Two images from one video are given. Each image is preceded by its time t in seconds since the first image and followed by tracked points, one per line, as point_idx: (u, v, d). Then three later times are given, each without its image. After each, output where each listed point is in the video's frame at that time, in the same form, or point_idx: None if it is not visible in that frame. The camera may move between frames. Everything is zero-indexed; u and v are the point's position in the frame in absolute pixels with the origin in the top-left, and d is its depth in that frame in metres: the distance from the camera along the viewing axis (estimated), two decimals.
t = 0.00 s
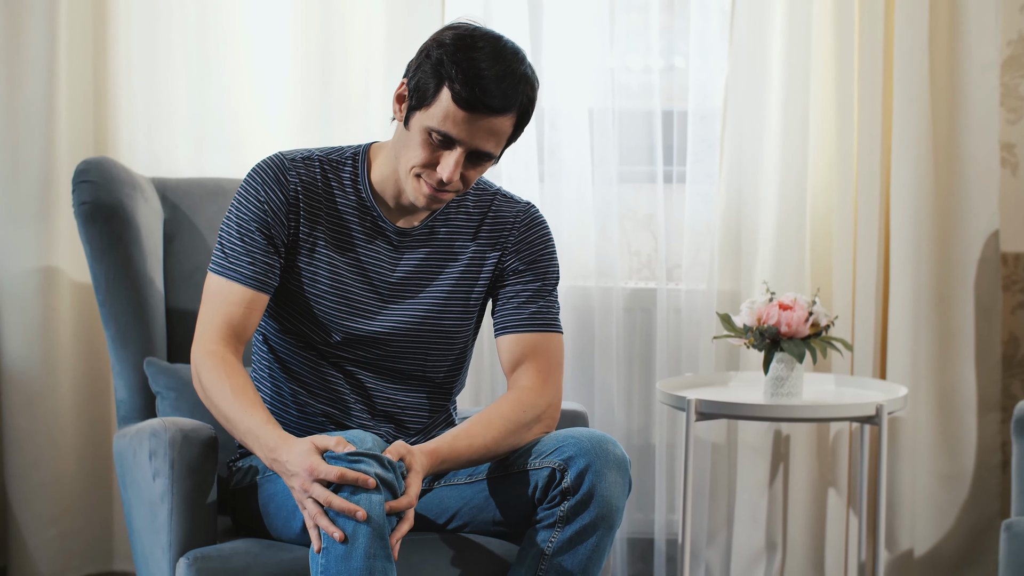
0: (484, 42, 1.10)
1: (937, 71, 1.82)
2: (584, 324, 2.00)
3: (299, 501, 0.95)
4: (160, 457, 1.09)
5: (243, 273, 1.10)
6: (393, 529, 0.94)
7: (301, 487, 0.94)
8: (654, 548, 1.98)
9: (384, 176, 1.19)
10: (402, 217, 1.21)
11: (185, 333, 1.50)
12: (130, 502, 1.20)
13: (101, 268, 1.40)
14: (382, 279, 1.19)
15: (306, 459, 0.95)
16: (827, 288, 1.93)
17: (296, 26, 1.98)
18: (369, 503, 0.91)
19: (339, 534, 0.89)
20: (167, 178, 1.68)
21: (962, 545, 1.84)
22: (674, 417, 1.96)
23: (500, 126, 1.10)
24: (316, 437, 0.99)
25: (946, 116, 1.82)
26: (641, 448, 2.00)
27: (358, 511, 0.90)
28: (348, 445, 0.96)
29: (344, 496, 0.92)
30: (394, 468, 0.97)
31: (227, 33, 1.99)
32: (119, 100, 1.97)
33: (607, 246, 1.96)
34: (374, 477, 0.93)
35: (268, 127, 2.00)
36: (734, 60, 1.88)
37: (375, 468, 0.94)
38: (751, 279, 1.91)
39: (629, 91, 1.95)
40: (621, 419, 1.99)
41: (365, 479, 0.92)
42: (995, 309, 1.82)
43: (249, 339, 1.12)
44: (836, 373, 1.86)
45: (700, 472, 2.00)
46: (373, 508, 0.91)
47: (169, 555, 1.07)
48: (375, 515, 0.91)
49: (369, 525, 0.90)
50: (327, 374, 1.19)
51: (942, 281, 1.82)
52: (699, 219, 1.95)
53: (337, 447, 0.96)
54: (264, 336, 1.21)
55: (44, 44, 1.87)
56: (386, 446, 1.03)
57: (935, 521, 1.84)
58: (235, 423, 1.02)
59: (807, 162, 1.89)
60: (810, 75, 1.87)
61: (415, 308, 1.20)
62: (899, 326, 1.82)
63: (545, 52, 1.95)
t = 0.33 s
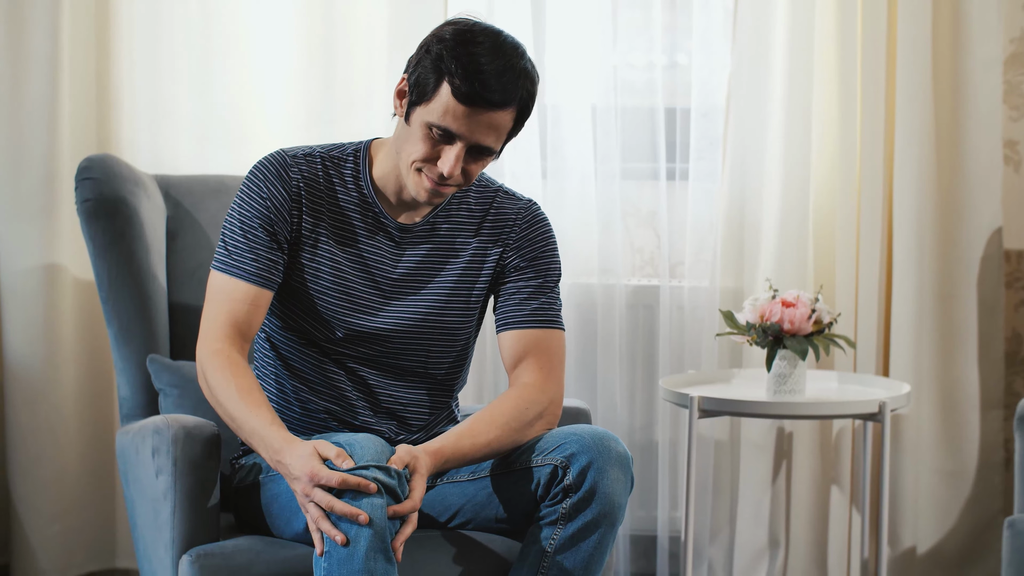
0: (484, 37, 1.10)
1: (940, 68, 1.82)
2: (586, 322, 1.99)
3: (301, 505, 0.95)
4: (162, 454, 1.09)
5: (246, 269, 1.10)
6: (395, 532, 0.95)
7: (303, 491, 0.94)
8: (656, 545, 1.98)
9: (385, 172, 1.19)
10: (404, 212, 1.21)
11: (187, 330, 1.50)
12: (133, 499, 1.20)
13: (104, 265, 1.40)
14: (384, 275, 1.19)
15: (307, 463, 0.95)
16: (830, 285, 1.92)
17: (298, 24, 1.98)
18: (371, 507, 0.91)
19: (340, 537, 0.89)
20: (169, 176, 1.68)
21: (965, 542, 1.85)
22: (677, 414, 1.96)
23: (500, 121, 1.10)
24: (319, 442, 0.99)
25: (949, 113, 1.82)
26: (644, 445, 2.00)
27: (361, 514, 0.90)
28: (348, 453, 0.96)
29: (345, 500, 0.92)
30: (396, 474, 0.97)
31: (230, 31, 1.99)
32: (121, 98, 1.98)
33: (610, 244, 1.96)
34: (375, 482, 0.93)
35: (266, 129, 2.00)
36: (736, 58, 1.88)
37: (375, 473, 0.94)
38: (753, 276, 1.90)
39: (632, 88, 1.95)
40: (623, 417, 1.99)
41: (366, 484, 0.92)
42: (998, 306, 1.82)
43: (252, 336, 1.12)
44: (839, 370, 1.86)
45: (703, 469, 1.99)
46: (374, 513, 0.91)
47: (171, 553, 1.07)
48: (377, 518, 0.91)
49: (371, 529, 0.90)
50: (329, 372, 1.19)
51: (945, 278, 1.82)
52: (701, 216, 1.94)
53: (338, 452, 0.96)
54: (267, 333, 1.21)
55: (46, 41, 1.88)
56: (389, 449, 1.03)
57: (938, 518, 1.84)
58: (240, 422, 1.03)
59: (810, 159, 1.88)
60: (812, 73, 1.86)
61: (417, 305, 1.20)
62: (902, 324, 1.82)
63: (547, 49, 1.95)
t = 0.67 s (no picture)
0: (484, 28, 1.10)
1: (943, 65, 1.82)
2: (589, 318, 1.99)
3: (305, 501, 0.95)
4: (165, 451, 1.09)
5: (249, 263, 1.10)
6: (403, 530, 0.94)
7: (307, 487, 0.95)
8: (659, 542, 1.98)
9: (387, 165, 1.20)
10: (406, 205, 1.21)
11: (190, 327, 1.50)
12: (135, 497, 1.20)
13: (107, 262, 1.40)
14: (386, 269, 1.19)
15: (312, 460, 0.95)
16: (833, 282, 1.92)
17: (301, 21, 1.98)
18: (368, 510, 0.90)
19: (336, 536, 0.89)
20: (172, 172, 1.68)
21: (968, 540, 1.85)
22: (679, 412, 1.96)
23: (501, 111, 1.10)
24: (324, 440, 0.99)
25: (952, 110, 1.82)
26: (647, 442, 2.01)
27: (356, 517, 0.89)
28: (351, 453, 0.96)
29: (345, 500, 0.92)
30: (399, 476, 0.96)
31: (233, 27, 1.99)
32: (124, 94, 1.98)
33: (613, 241, 1.96)
34: (377, 484, 0.92)
35: (267, 127, 2.00)
36: (740, 55, 1.87)
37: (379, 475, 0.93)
38: (756, 273, 1.90)
39: (635, 86, 1.95)
40: (626, 415, 1.99)
41: (367, 486, 0.91)
42: (1000, 303, 1.82)
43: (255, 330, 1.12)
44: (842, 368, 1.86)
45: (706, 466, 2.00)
46: (372, 515, 0.90)
47: (173, 550, 1.07)
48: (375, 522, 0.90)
49: (367, 531, 0.89)
50: (331, 367, 1.19)
51: (948, 275, 1.82)
52: (705, 214, 1.94)
53: (348, 454, 0.96)
54: (269, 329, 1.22)
55: (50, 37, 1.88)
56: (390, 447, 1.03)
57: (940, 515, 1.84)
58: (244, 416, 1.03)
59: (813, 156, 1.88)
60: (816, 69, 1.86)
61: (419, 299, 1.20)
62: (905, 321, 1.81)
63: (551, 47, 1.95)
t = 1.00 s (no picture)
0: (486, 20, 1.10)
1: (946, 61, 1.82)
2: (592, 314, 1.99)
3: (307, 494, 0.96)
4: (167, 448, 1.09)
5: (250, 256, 1.11)
6: (409, 527, 0.94)
7: (309, 481, 0.95)
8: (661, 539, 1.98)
9: (390, 158, 1.20)
10: (408, 198, 1.22)
11: (192, 323, 1.50)
12: (138, 494, 1.20)
13: (109, 258, 1.41)
14: (388, 262, 1.19)
15: (316, 455, 0.95)
16: (835, 279, 1.92)
17: (302, 18, 1.98)
18: (362, 508, 0.90)
19: (328, 534, 0.89)
20: (174, 169, 1.68)
21: (971, 537, 1.85)
22: (682, 408, 1.96)
23: (504, 102, 1.10)
24: (329, 434, 0.99)
25: (954, 106, 1.82)
26: (649, 439, 2.01)
27: (347, 516, 0.89)
28: (361, 445, 0.97)
29: (343, 496, 0.91)
30: (400, 474, 0.95)
31: (235, 24, 1.99)
32: (127, 91, 1.98)
33: (615, 238, 1.96)
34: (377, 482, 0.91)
35: (269, 124, 2.00)
36: (742, 51, 1.87)
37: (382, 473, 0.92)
38: (759, 270, 1.90)
39: (637, 83, 1.94)
40: (628, 412, 1.99)
41: (364, 483, 0.90)
42: (1002, 300, 1.82)
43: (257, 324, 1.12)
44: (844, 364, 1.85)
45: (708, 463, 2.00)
46: (365, 514, 0.89)
47: (176, 547, 1.08)
48: (368, 521, 0.89)
49: (357, 530, 0.89)
50: (333, 362, 1.19)
51: (950, 272, 1.82)
52: (707, 211, 1.94)
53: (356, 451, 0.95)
54: (270, 325, 1.22)
55: (52, 33, 1.88)
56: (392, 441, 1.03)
57: (943, 513, 1.84)
58: (246, 410, 1.03)
59: (815, 153, 1.88)
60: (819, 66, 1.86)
61: (421, 293, 1.20)
62: (907, 317, 1.81)
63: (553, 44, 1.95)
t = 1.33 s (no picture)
0: (487, 14, 1.10)
1: (947, 56, 1.82)
2: (593, 311, 1.99)
3: (313, 483, 0.96)
4: (170, 443, 1.10)
5: (251, 249, 1.11)
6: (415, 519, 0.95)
7: (314, 470, 0.96)
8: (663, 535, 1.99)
9: (392, 153, 1.20)
10: (410, 193, 1.22)
11: (194, 319, 1.50)
12: (141, 490, 1.21)
13: (111, 254, 1.41)
14: (390, 257, 1.19)
15: (324, 444, 0.96)
16: (837, 275, 1.92)
17: (305, 15, 1.98)
18: (364, 498, 0.90)
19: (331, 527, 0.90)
20: (176, 165, 1.68)
21: (974, 533, 1.85)
22: (684, 404, 1.96)
23: (505, 96, 1.10)
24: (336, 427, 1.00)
25: (957, 101, 1.81)
26: (651, 435, 2.01)
27: (348, 506, 0.90)
28: (375, 436, 0.97)
29: (345, 486, 0.92)
30: (407, 467, 0.95)
31: (237, 20, 1.99)
32: (129, 87, 1.98)
33: (618, 233, 1.96)
34: (379, 472, 0.91)
35: (272, 121, 2.00)
36: (745, 47, 1.87)
37: (384, 463, 0.93)
38: (761, 265, 1.90)
39: (639, 79, 1.94)
40: (630, 408, 1.99)
41: (364, 473, 0.91)
42: (1004, 296, 1.82)
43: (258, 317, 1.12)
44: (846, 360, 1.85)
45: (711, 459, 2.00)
46: (365, 503, 0.90)
47: (178, 543, 1.08)
48: (368, 512, 0.89)
49: (359, 520, 0.89)
50: (335, 357, 1.19)
51: (952, 268, 1.82)
52: (709, 208, 1.94)
53: (360, 443, 0.96)
54: (272, 320, 1.22)
55: (54, 28, 1.88)
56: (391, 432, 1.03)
57: (946, 509, 1.84)
58: (248, 403, 1.03)
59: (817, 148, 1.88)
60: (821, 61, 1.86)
61: (423, 288, 1.20)
62: (909, 312, 1.81)
63: (555, 40, 1.94)
